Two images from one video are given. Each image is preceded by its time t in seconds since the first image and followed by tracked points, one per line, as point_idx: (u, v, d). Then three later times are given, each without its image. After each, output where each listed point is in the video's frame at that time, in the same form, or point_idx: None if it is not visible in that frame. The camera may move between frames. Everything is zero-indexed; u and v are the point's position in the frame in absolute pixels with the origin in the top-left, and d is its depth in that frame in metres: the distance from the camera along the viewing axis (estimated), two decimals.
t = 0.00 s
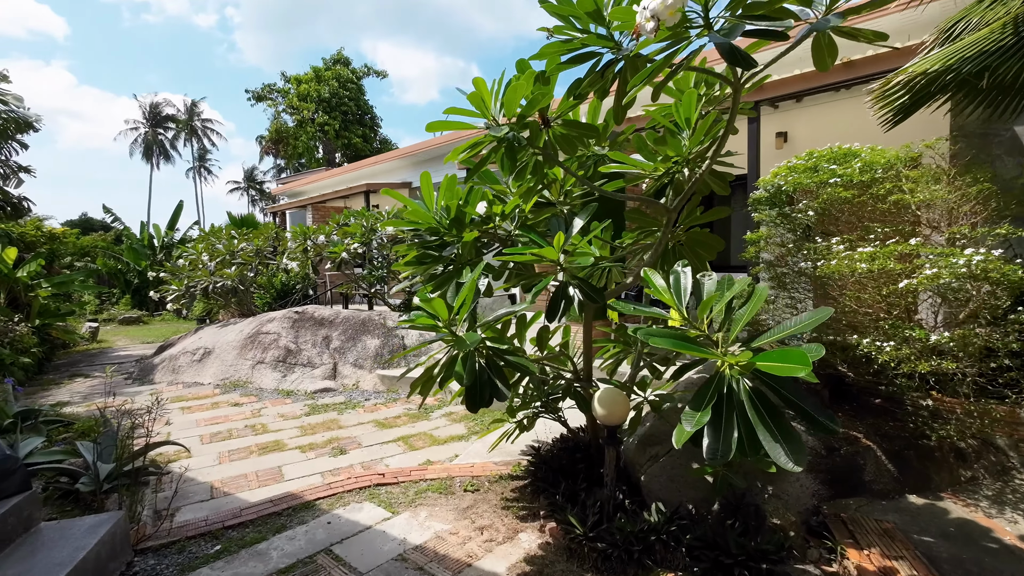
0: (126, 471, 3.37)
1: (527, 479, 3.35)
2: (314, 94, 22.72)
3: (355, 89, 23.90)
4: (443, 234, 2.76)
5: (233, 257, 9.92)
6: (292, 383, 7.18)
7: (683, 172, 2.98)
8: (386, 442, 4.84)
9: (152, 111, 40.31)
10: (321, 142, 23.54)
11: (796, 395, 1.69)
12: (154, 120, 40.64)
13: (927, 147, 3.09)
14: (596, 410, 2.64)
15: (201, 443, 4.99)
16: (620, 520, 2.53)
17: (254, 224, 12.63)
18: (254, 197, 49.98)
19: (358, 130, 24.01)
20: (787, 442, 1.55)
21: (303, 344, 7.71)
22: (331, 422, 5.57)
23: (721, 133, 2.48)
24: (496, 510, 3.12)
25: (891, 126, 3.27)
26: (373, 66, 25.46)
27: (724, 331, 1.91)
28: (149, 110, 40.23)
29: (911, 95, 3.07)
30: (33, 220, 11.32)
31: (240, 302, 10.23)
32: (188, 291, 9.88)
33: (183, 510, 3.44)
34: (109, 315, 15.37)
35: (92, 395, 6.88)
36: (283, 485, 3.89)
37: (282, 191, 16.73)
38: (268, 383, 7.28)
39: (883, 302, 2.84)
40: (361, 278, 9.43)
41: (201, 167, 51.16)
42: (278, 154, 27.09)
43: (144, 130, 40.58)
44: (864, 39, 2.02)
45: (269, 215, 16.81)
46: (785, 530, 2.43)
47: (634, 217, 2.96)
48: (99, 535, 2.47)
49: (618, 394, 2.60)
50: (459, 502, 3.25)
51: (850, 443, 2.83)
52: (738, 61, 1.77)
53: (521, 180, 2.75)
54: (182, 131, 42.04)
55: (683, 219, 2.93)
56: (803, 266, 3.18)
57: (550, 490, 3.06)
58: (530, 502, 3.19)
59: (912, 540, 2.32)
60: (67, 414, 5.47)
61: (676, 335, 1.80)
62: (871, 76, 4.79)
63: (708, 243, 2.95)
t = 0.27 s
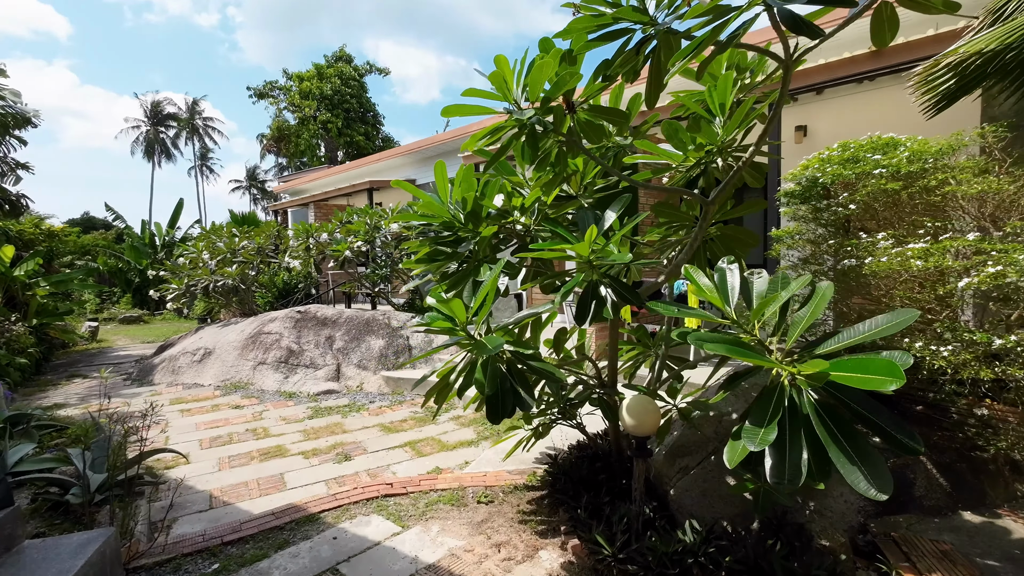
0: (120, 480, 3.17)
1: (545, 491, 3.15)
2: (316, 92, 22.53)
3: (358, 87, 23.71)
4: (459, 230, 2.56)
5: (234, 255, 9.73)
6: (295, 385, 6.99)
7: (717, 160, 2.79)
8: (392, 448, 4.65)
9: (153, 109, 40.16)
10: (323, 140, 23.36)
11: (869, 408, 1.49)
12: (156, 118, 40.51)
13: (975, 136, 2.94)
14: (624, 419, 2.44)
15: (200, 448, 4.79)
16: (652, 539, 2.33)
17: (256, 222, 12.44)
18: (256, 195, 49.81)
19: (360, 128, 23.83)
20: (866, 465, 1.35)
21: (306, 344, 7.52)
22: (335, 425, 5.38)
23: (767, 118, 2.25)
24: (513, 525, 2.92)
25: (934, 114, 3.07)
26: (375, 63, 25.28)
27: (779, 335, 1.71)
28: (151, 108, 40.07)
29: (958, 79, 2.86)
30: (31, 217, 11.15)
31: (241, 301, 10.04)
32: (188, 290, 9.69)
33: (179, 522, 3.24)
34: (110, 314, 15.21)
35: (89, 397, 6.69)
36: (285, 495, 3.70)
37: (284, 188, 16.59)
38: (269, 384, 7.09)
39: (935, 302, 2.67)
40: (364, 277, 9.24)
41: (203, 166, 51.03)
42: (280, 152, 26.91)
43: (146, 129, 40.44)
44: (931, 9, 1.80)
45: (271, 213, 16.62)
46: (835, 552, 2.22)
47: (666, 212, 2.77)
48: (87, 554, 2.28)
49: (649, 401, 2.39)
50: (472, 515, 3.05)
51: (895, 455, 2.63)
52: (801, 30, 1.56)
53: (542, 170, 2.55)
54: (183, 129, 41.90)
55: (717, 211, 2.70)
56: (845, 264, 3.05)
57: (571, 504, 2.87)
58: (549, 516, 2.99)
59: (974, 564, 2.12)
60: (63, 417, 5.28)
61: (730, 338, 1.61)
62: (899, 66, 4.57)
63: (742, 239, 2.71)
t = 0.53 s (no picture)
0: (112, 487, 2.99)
1: (564, 499, 2.97)
2: (316, 90, 22.38)
3: (358, 86, 23.56)
4: (475, 221, 2.37)
5: (233, 254, 9.54)
6: (295, 386, 6.80)
7: (751, 146, 2.60)
8: (398, 451, 4.47)
9: (152, 109, 39.98)
10: (323, 139, 23.21)
11: (953, 412, 1.32)
12: (155, 118, 40.33)
13: None
14: (654, 423, 2.26)
15: (197, 452, 4.60)
16: (687, 554, 2.15)
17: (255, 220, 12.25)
18: (255, 196, 49.63)
19: (361, 127, 23.66)
20: (961, 476, 1.17)
21: (307, 344, 7.33)
22: (338, 428, 5.20)
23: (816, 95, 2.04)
24: (531, 535, 2.74)
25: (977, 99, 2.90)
26: (376, 61, 25.14)
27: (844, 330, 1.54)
28: (150, 108, 39.87)
29: (1005, 61, 2.68)
30: (27, 215, 10.96)
31: (241, 301, 9.86)
32: (186, 289, 9.50)
33: (175, 532, 3.06)
34: (108, 314, 15.03)
35: (83, 399, 6.49)
36: (287, 503, 3.51)
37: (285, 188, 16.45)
38: (269, 385, 6.90)
39: (987, 298, 2.51)
40: (366, 276, 9.06)
41: (203, 167, 50.91)
42: (279, 152, 26.74)
43: (145, 129, 40.29)
44: None
45: (270, 213, 16.46)
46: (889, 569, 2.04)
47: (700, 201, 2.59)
48: (72, 570, 2.09)
49: (679, 404, 2.22)
50: (487, 525, 2.87)
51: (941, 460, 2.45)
52: None
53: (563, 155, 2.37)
54: (183, 129, 41.74)
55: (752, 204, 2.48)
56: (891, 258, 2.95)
57: (594, 513, 2.70)
58: (569, 525, 2.81)
59: None
60: (56, 420, 5.09)
61: (796, 335, 1.43)
62: (924, 54, 4.43)
63: (779, 232, 2.47)
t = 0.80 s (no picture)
0: (105, 485, 2.79)
1: (587, 497, 2.78)
2: (316, 88, 22.22)
3: (358, 84, 23.38)
4: (498, 195, 2.20)
5: (232, 249, 9.34)
6: (297, 383, 6.61)
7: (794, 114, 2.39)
8: (406, 449, 4.27)
9: (150, 108, 39.76)
10: (323, 137, 23.02)
11: None
12: (153, 118, 40.12)
13: None
14: (694, 413, 2.07)
15: (196, 449, 4.41)
16: (734, 556, 1.96)
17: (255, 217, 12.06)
18: (254, 196, 49.41)
19: (361, 125, 23.48)
20: None
21: (308, 340, 7.13)
22: (342, 425, 5.00)
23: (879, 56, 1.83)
24: (555, 535, 2.55)
25: None
26: (376, 60, 24.97)
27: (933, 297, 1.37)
28: (148, 108, 39.67)
29: None
30: (23, 211, 10.76)
31: (240, 297, 9.66)
32: (185, 285, 9.30)
33: (171, 533, 2.86)
34: (105, 313, 14.83)
35: (78, 396, 6.29)
36: (290, 502, 3.31)
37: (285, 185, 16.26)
38: (270, 382, 6.71)
39: None
40: (368, 272, 8.87)
41: (201, 167, 50.68)
42: (278, 151, 26.55)
43: (143, 128, 40.08)
44: None
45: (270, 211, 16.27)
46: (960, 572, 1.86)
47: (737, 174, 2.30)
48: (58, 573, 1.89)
49: (723, 393, 2.05)
50: (506, 525, 2.68)
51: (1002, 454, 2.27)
52: None
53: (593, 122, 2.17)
54: (181, 128, 41.52)
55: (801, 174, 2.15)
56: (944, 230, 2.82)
57: (623, 512, 2.51)
58: (595, 525, 2.62)
59: None
60: (49, 417, 4.90)
61: (889, 300, 1.29)
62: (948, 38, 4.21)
63: (823, 206, 2.21)
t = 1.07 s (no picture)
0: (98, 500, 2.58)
1: (615, 513, 2.59)
2: (315, 89, 22.04)
3: (358, 85, 23.21)
4: (526, 186, 2.02)
5: (231, 250, 9.13)
6: (298, 388, 6.40)
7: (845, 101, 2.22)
8: (414, 458, 4.08)
9: (148, 109, 39.50)
10: (322, 138, 22.83)
11: None
12: (150, 119, 39.87)
13: None
14: (745, 424, 1.88)
15: (194, 459, 4.20)
16: None
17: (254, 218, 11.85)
18: (252, 198, 49.15)
19: (361, 127, 23.28)
20: None
21: (309, 344, 6.92)
22: (346, 432, 4.80)
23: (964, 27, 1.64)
24: (584, 557, 2.36)
25: None
26: (376, 60, 24.80)
27: None
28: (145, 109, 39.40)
29: None
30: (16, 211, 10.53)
31: (239, 300, 9.45)
32: (182, 287, 9.08)
33: (168, 553, 2.66)
34: (101, 315, 14.58)
35: (71, 402, 6.07)
36: (295, 517, 3.12)
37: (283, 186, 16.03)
38: (270, 388, 6.50)
39: None
40: (370, 274, 8.67)
41: (199, 169, 50.41)
42: (277, 152, 26.33)
43: (140, 130, 39.83)
44: None
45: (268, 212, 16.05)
46: None
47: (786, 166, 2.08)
48: None
49: (777, 404, 1.86)
50: (530, 544, 2.48)
51: None
52: None
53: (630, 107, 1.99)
54: (179, 130, 41.27)
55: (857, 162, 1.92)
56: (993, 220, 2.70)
57: (657, 531, 2.33)
58: (626, 545, 2.43)
59: None
60: (40, 424, 4.68)
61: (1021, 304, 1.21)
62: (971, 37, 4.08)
63: (876, 202, 2.02)
